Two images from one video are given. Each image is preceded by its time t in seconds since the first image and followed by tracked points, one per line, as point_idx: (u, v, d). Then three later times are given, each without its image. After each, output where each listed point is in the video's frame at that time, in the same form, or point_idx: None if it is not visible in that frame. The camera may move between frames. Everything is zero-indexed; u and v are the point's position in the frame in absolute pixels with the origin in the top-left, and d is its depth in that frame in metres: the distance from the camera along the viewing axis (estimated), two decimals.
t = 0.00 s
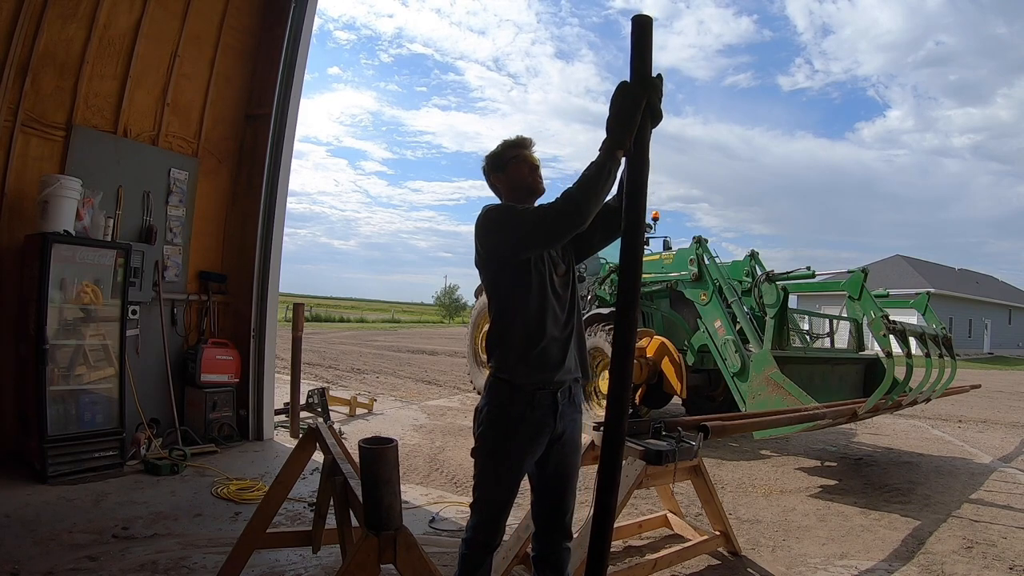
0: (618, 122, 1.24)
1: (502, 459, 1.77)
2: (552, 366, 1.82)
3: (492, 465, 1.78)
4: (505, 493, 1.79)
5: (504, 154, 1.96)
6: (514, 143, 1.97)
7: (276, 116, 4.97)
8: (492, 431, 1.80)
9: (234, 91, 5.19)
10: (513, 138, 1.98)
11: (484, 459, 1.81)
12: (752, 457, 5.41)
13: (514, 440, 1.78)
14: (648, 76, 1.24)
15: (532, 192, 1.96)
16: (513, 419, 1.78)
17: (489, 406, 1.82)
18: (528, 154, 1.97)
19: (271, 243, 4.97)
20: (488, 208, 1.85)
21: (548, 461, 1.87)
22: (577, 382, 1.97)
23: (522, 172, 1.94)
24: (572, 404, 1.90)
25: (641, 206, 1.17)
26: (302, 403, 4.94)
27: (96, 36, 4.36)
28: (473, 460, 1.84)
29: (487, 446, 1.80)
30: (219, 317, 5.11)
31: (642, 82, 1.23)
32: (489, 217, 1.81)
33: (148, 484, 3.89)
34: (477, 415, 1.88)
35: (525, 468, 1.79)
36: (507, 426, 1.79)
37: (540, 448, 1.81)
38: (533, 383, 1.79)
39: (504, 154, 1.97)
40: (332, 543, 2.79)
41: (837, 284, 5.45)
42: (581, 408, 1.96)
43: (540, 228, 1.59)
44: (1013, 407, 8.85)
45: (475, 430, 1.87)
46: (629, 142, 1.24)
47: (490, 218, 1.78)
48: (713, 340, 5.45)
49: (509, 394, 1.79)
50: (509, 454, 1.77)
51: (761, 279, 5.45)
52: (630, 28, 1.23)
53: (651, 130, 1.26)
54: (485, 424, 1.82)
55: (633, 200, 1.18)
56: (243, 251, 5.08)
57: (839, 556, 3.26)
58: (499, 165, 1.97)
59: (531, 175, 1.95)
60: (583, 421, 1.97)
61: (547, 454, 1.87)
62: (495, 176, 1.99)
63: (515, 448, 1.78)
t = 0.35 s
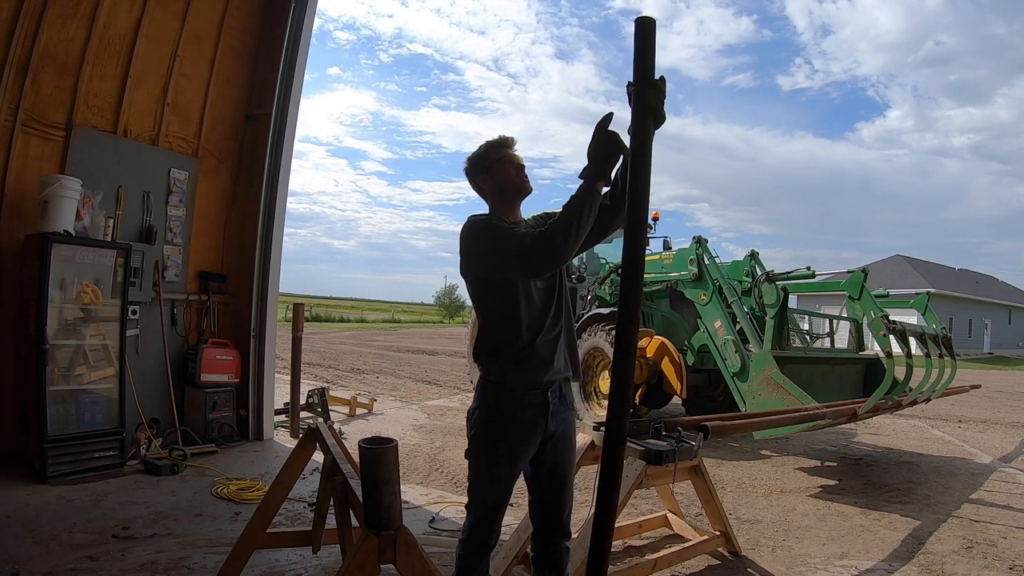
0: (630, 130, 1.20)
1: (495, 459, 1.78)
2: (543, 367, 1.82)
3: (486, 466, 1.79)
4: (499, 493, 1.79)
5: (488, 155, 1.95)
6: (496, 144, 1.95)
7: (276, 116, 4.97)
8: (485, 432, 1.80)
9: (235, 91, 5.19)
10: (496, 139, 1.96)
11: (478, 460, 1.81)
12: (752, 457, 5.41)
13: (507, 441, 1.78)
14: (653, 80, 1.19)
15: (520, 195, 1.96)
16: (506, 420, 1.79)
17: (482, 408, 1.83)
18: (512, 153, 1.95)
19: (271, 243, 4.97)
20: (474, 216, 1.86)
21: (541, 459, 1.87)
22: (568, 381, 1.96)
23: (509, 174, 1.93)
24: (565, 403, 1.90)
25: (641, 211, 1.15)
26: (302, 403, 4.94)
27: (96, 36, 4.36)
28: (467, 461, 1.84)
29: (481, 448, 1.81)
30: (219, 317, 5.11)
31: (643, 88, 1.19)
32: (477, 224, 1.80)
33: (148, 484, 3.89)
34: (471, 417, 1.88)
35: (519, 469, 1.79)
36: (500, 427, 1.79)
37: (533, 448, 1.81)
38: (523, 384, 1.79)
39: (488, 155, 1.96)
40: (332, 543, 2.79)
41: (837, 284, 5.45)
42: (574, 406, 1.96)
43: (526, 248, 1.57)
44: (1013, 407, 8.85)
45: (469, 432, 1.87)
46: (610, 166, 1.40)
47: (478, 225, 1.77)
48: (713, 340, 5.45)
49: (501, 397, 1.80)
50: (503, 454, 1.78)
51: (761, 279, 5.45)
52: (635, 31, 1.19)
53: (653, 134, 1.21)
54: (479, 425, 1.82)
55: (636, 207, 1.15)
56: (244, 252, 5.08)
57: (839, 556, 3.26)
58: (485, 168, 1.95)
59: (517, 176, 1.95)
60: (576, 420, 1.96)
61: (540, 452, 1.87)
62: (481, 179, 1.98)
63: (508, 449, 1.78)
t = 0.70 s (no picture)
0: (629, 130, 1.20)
1: (488, 460, 1.77)
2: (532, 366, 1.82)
3: (478, 467, 1.78)
4: (493, 493, 1.79)
5: (480, 154, 1.93)
6: (488, 143, 1.95)
7: (276, 116, 4.97)
8: (477, 433, 1.80)
9: (235, 91, 5.19)
10: (488, 139, 1.95)
11: (471, 461, 1.81)
12: (752, 457, 5.41)
13: (499, 441, 1.78)
14: (652, 80, 1.19)
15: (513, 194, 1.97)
16: (496, 421, 1.78)
17: (473, 409, 1.82)
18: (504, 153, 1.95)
19: (271, 243, 4.97)
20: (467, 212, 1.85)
21: (533, 458, 1.88)
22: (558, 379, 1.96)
23: (501, 175, 1.93)
24: (554, 401, 1.90)
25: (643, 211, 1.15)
26: (302, 403, 4.94)
27: (96, 36, 4.36)
28: (461, 462, 1.84)
29: (473, 448, 1.80)
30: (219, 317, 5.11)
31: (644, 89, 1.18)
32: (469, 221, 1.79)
33: (148, 484, 3.89)
34: (462, 419, 1.87)
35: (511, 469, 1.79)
36: (491, 427, 1.78)
37: (525, 447, 1.81)
38: (513, 384, 1.79)
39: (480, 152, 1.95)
40: (332, 542, 2.79)
41: (837, 284, 5.45)
42: (564, 404, 1.96)
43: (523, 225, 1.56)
44: (1013, 407, 8.86)
45: (461, 433, 1.87)
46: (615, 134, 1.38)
47: (470, 223, 1.76)
48: (713, 340, 5.46)
49: (492, 396, 1.79)
50: (495, 455, 1.77)
51: (761, 279, 5.45)
52: (633, 30, 1.19)
53: (653, 133, 1.21)
54: (470, 425, 1.82)
55: (635, 206, 1.15)
56: (244, 252, 5.08)
57: (839, 556, 3.26)
58: (476, 167, 1.94)
59: (509, 177, 1.95)
60: (566, 418, 1.97)
61: (531, 451, 1.87)
62: (472, 178, 1.97)
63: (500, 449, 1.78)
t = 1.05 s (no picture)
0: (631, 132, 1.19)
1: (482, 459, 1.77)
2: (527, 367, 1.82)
3: (473, 468, 1.79)
4: (489, 492, 1.79)
5: (478, 160, 1.79)
6: (492, 144, 1.77)
7: (276, 116, 4.97)
8: (472, 433, 1.79)
9: (235, 91, 5.19)
10: (491, 141, 1.77)
11: (467, 461, 1.80)
12: (752, 457, 5.41)
13: (494, 441, 1.78)
14: (654, 82, 1.19)
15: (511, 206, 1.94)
16: (490, 421, 1.78)
17: (467, 409, 1.82)
18: (511, 161, 1.80)
19: (271, 243, 4.97)
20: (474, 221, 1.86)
21: (529, 458, 1.88)
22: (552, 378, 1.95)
23: (495, 190, 1.80)
24: (549, 401, 1.90)
25: (644, 210, 1.14)
26: (302, 403, 4.94)
27: (96, 36, 4.36)
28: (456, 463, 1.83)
29: (468, 449, 1.80)
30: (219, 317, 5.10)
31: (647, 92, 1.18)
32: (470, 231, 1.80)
33: (148, 484, 3.89)
34: (457, 417, 1.87)
35: (506, 469, 1.79)
36: (486, 427, 1.78)
37: (519, 446, 1.81)
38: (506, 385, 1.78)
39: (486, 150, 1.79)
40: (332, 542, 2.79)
41: (837, 284, 5.45)
42: (559, 402, 1.95)
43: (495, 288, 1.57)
44: (1013, 407, 8.86)
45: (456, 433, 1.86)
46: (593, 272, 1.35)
47: (462, 234, 1.75)
48: (713, 340, 5.46)
49: (486, 395, 1.79)
50: (491, 455, 1.77)
51: (761, 279, 5.45)
52: (636, 31, 1.18)
53: (655, 134, 1.20)
54: (464, 425, 1.82)
55: (636, 207, 1.14)
56: (244, 252, 5.08)
57: (839, 556, 3.26)
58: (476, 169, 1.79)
59: (504, 192, 1.81)
60: (561, 416, 1.96)
61: (527, 450, 1.87)
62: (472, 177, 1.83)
63: (495, 448, 1.77)
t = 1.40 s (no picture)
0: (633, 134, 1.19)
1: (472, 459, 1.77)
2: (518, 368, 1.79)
3: (465, 467, 1.79)
4: (483, 492, 1.78)
5: (485, 165, 1.76)
6: (497, 150, 1.74)
7: (276, 116, 4.97)
8: (464, 432, 1.80)
9: (235, 91, 5.19)
10: (497, 147, 1.74)
11: (460, 459, 1.81)
12: (752, 457, 5.41)
13: (485, 440, 1.77)
14: (657, 83, 1.18)
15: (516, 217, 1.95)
16: (481, 420, 1.78)
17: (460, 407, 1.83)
18: (516, 170, 1.77)
19: (271, 244, 4.97)
20: (475, 222, 1.87)
21: (525, 459, 1.87)
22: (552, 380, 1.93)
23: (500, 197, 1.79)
24: (545, 403, 1.88)
25: (647, 212, 1.14)
26: (302, 403, 4.94)
27: (96, 36, 4.36)
28: (451, 462, 1.84)
29: (462, 447, 1.81)
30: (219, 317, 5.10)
31: (651, 95, 1.17)
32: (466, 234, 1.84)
33: (148, 484, 3.89)
34: (451, 416, 1.87)
35: (498, 470, 1.78)
36: (477, 426, 1.78)
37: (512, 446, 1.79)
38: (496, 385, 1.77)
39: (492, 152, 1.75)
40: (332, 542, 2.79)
41: (837, 284, 5.45)
42: (556, 403, 1.93)
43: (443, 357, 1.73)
44: (1013, 407, 8.86)
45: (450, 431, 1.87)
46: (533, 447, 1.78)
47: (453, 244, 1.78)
48: (713, 340, 5.46)
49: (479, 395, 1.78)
50: (482, 454, 1.77)
51: (761, 279, 5.45)
52: (638, 33, 1.18)
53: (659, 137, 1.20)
54: (455, 423, 1.83)
55: (637, 207, 1.15)
56: (244, 252, 5.08)
57: (839, 556, 3.26)
58: (480, 173, 1.77)
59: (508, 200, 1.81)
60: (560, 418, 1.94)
61: (523, 450, 1.86)
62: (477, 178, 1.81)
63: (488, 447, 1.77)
